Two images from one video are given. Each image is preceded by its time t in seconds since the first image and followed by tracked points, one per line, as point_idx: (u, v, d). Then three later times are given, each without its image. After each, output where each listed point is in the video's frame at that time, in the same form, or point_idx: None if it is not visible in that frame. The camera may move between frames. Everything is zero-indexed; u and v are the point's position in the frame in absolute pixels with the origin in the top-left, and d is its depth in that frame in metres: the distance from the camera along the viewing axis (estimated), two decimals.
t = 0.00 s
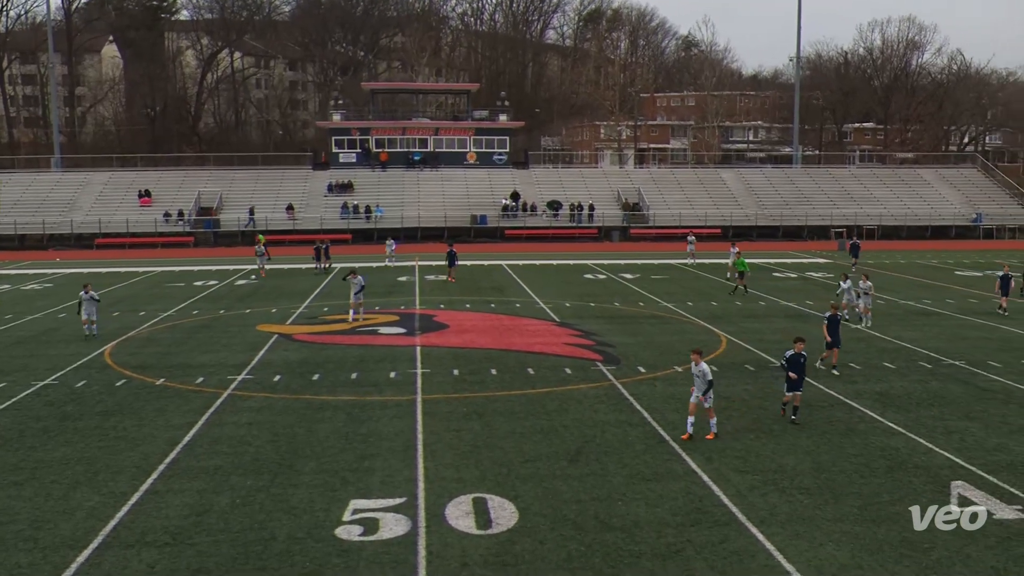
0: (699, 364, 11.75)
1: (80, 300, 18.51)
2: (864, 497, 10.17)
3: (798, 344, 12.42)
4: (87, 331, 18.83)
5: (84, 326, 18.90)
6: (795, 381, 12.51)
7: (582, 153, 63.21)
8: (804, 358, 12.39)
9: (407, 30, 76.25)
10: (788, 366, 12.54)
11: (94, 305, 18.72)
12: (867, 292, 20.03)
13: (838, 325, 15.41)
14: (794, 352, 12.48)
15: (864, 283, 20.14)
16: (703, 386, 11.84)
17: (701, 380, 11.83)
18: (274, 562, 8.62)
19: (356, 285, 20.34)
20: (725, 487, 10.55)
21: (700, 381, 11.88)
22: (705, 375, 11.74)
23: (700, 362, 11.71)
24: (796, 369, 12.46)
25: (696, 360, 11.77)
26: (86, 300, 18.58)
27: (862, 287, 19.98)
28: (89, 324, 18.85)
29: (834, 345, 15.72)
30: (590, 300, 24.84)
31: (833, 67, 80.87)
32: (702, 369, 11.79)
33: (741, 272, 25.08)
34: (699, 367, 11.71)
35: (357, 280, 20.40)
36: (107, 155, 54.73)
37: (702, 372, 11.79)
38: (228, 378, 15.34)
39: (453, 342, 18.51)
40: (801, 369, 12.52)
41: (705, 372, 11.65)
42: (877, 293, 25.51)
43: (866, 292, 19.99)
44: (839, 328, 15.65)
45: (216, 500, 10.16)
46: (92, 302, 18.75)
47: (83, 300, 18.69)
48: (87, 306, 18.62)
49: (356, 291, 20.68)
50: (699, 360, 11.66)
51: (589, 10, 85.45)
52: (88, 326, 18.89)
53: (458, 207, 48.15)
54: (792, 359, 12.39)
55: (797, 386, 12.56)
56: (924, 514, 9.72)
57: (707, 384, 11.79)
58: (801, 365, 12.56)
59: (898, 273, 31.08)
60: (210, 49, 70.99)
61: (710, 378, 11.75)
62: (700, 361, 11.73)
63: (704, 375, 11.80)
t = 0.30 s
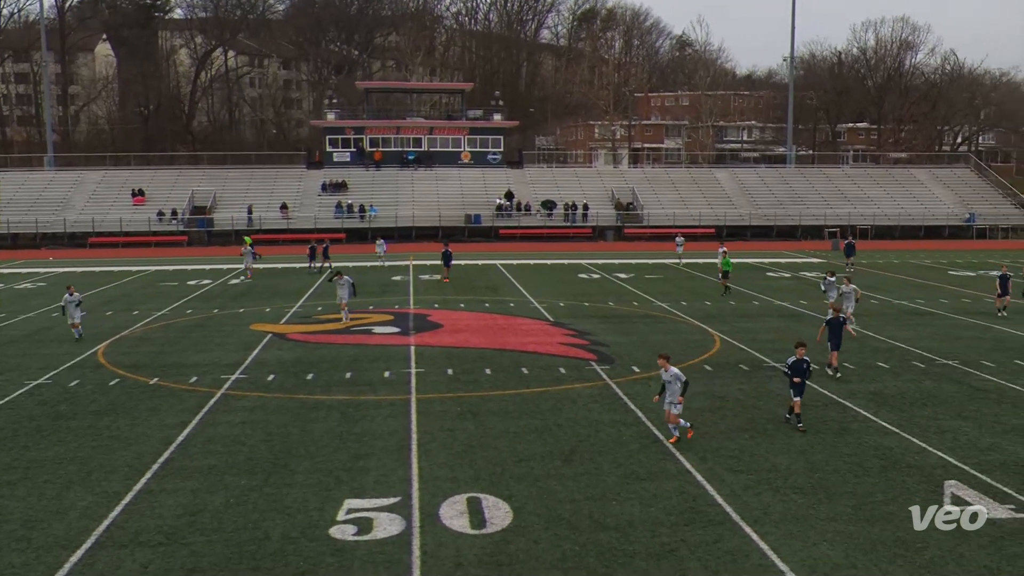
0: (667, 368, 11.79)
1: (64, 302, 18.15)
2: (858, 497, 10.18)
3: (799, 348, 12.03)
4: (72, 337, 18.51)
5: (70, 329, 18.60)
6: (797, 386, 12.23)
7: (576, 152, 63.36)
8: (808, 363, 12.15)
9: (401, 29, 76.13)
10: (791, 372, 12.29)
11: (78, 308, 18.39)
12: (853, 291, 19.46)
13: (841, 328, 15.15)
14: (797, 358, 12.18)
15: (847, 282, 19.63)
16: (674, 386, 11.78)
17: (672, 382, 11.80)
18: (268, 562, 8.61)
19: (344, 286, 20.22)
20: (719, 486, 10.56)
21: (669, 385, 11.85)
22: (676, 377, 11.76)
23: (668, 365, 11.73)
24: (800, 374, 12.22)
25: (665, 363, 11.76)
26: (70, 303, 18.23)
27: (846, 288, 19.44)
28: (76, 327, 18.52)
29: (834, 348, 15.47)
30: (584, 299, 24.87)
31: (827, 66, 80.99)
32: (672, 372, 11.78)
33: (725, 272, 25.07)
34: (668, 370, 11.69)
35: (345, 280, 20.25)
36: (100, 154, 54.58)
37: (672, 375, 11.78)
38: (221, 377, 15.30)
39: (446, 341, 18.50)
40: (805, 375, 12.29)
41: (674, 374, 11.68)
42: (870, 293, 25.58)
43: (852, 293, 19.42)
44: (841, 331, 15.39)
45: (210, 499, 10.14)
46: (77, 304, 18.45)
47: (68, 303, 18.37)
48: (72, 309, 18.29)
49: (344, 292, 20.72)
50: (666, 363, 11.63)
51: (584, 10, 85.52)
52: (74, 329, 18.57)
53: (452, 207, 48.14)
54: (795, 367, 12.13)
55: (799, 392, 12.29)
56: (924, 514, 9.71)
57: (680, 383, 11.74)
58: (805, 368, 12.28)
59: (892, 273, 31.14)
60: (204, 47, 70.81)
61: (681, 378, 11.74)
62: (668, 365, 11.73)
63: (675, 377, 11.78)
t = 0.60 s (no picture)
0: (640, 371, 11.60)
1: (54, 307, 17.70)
2: (856, 497, 10.19)
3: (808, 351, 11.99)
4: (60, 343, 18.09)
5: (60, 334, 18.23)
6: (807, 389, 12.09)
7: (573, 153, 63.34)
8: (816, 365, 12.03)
9: (399, 30, 76.05)
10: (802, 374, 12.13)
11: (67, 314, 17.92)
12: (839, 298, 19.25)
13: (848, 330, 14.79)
14: (806, 360, 12.07)
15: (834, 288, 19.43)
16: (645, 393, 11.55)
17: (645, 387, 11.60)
18: (265, 563, 8.61)
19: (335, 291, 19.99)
20: (717, 487, 10.56)
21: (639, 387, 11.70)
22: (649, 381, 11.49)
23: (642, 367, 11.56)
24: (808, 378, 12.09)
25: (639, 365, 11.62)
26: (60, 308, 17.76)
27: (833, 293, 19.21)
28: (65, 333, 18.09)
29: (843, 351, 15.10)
30: (582, 300, 24.87)
31: (824, 67, 80.98)
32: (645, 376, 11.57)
33: (717, 274, 24.98)
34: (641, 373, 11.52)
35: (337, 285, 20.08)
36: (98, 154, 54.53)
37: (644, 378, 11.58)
38: (219, 379, 15.30)
39: (444, 343, 18.48)
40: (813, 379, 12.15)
41: (647, 377, 11.44)
42: (868, 294, 25.61)
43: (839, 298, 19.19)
44: (850, 334, 15.03)
45: (207, 501, 10.13)
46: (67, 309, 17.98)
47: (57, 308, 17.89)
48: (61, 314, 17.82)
49: (334, 298, 20.46)
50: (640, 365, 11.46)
51: (581, 11, 85.64)
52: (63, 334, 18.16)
53: (450, 208, 48.15)
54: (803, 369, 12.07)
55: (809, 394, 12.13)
56: (924, 514, 9.73)
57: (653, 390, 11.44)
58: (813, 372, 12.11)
59: (889, 273, 31.18)
60: (202, 48, 70.75)
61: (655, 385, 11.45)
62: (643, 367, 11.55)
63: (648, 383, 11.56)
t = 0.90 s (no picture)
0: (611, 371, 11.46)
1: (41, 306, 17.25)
2: (854, 496, 10.20)
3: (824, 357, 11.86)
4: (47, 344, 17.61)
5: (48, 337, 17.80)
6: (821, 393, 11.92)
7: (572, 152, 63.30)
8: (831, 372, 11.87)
9: (398, 29, 76.05)
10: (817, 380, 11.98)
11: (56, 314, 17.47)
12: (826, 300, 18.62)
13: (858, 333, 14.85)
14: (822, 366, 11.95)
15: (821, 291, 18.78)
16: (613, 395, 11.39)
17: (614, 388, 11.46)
18: (265, 563, 8.61)
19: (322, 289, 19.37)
20: (715, 486, 10.57)
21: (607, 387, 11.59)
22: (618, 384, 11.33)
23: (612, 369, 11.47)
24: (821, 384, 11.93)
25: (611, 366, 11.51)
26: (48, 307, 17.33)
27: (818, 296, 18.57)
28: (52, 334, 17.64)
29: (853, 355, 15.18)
30: (581, 299, 24.86)
31: (823, 66, 80.97)
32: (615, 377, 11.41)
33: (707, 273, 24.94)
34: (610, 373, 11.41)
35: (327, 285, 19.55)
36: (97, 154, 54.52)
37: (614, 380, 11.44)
38: (218, 378, 15.31)
39: (442, 342, 18.48)
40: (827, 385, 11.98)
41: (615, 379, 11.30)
42: (866, 293, 25.62)
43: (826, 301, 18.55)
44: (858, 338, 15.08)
45: (206, 500, 10.13)
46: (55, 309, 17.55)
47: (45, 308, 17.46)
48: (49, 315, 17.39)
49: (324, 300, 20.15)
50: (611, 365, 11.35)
51: (580, 10, 85.50)
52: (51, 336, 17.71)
53: (449, 207, 48.14)
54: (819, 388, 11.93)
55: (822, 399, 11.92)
56: (924, 514, 9.71)
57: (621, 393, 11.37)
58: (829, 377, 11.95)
59: (888, 272, 31.19)
60: (200, 48, 70.71)
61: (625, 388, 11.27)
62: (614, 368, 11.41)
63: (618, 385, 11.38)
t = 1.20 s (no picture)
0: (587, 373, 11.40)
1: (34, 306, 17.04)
2: (856, 495, 10.19)
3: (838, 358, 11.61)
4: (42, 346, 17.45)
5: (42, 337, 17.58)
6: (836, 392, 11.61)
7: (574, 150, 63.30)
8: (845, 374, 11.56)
9: (399, 27, 75.98)
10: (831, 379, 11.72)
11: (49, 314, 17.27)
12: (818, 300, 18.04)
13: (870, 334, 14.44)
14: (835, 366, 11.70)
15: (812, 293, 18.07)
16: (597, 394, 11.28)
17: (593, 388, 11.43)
18: (266, 560, 8.61)
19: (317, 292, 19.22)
20: (717, 484, 10.57)
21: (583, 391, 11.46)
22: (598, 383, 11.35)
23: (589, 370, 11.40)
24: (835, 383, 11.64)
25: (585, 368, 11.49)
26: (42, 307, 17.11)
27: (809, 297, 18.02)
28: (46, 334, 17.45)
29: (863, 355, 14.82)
30: (583, 297, 24.85)
31: (825, 65, 80.90)
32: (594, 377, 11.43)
33: (701, 272, 24.91)
34: (588, 375, 11.32)
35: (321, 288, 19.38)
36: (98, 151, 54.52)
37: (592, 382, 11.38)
38: (220, 375, 15.32)
39: (445, 340, 18.46)
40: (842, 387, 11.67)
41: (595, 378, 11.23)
42: (868, 291, 25.61)
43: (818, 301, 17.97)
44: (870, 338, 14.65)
45: (208, 498, 10.13)
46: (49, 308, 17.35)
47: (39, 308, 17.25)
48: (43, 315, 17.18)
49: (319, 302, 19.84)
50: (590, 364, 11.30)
51: (582, 8, 85.31)
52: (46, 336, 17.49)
53: (451, 205, 48.13)
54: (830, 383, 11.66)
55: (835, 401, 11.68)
56: (924, 514, 9.69)
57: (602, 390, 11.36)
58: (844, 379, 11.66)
59: (890, 271, 31.15)
60: (203, 45, 70.66)
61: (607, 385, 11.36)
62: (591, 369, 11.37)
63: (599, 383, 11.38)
